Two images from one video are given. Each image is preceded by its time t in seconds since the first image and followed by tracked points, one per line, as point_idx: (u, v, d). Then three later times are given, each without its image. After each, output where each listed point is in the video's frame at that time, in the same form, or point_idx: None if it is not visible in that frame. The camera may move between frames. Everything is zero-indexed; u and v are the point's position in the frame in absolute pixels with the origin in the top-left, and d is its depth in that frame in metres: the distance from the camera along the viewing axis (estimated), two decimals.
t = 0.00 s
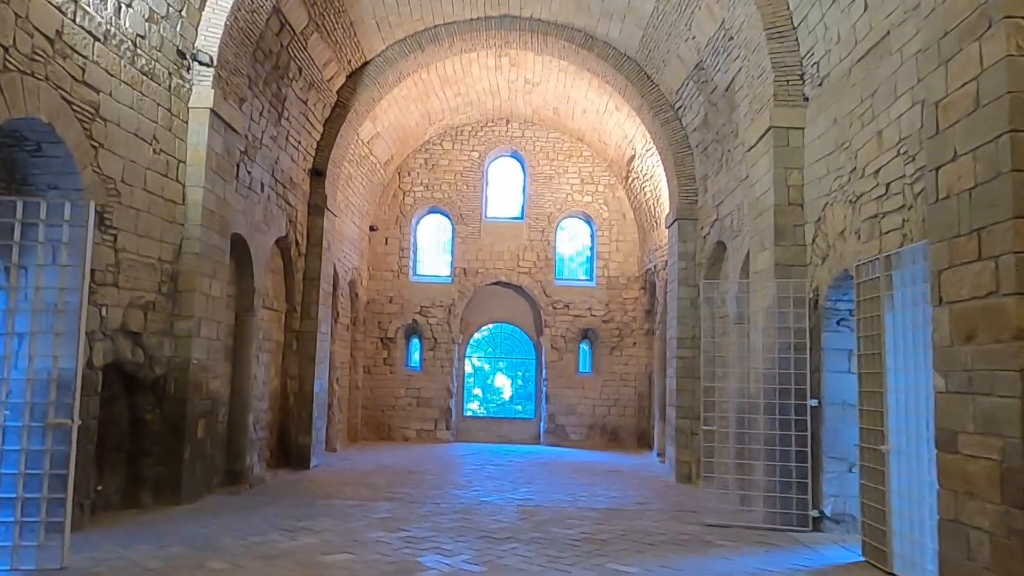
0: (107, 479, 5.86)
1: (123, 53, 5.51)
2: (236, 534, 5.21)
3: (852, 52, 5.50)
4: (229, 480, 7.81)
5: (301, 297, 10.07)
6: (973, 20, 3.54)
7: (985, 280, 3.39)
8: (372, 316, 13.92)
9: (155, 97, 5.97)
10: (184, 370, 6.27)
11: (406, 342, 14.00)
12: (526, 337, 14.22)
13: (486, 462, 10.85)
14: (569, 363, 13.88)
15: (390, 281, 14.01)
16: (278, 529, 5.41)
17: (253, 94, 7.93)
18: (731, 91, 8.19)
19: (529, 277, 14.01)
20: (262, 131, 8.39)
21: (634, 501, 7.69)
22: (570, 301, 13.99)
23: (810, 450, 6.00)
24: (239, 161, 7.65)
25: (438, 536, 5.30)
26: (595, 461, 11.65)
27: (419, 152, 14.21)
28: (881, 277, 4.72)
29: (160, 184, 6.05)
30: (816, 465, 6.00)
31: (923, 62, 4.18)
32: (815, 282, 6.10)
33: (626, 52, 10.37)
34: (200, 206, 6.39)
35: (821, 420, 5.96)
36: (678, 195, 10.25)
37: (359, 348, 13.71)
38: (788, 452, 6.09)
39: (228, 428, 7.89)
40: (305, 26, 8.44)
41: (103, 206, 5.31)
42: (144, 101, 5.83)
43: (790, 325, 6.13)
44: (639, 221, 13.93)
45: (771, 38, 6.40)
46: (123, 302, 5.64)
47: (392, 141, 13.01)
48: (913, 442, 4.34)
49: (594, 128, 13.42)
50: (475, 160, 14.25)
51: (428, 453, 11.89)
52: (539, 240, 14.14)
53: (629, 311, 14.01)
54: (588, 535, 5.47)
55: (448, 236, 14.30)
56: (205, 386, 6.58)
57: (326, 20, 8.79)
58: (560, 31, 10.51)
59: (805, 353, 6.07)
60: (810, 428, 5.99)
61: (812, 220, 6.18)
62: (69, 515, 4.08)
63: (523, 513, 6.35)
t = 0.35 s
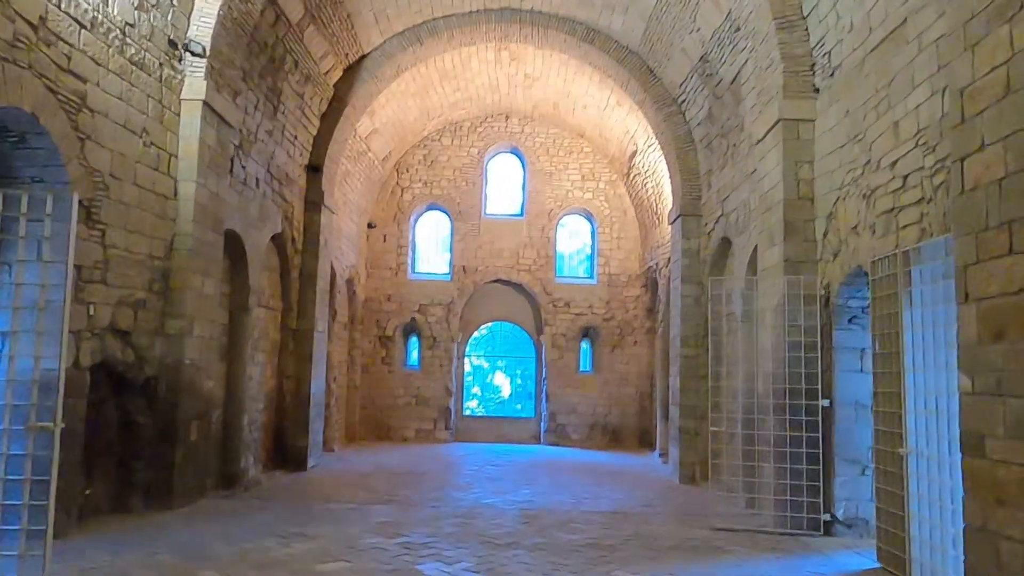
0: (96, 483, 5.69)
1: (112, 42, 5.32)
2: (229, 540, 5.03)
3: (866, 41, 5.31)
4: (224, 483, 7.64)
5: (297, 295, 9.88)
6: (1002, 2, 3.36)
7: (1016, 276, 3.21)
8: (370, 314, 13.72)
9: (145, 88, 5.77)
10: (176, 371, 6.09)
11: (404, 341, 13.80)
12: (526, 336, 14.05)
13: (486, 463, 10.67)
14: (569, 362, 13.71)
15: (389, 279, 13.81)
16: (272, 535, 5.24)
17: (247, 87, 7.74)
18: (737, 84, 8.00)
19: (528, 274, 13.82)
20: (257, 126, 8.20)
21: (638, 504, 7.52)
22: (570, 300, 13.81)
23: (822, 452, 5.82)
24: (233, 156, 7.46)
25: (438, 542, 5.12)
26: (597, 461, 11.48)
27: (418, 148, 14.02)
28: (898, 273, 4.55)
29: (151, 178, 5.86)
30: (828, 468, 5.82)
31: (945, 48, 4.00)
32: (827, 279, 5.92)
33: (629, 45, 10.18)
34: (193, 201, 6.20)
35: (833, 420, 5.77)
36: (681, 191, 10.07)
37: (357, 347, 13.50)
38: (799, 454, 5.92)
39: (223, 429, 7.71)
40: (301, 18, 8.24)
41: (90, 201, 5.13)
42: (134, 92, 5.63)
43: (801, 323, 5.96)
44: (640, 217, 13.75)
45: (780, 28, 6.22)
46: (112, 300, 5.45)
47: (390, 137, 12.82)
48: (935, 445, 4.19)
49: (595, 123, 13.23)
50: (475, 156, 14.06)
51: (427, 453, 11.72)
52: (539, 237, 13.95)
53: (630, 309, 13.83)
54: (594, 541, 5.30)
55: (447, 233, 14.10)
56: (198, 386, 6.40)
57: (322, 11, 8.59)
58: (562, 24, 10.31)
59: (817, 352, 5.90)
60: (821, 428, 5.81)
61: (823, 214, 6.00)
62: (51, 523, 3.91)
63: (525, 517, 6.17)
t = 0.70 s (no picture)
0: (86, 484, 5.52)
1: (102, 29, 5.15)
2: (222, 544, 4.87)
3: (879, 33, 5.18)
4: (218, 483, 7.47)
5: (293, 292, 9.71)
6: None
7: None
8: (366, 312, 13.54)
9: (138, 77, 5.60)
10: (169, 368, 5.92)
11: (401, 340, 13.65)
12: (524, 335, 13.89)
13: (485, 463, 10.52)
14: (568, 361, 13.57)
15: (386, 277, 13.65)
16: (268, 538, 5.08)
17: (243, 79, 7.57)
18: (742, 79, 7.87)
19: (527, 273, 13.68)
20: (253, 119, 8.03)
21: (641, 505, 7.38)
22: (569, 298, 13.67)
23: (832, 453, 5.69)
24: (228, 149, 7.30)
25: (439, 546, 4.97)
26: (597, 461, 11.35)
27: (416, 144, 13.85)
28: (915, 270, 4.42)
29: (143, 171, 5.70)
30: (837, 469, 5.69)
31: (967, 37, 3.87)
32: (836, 277, 5.78)
33: (631, 40, 10.04)
34: (186, 194, 6.03)
35: (844, 420, 5.63)
36: (683, 188, 9.93)
37: (353, 346, 13.34)
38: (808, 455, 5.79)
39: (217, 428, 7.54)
40: (298, 10, 8.07)
41: (79, 192, 4.96)
42: (125, 82, 5.47)
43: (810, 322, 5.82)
44: (640, 216, 13.62)
45: (789, 20, 6.09)
46: (102, 295, 5.29)
47: (387, 133, 12.66)
48: (953, 447, 4.09)
49: (595, 120, 13.09)
50: (473, 153, 13.91)
51: (424, 453, 11.56)
52: (538, 235, 13.81)
53: (630, 308, 13.70)
54: (598, 544, 5.15)
55: (445, 231, 13.94)
56: (191, 385, 6.23)
57: (320, 3, 8.43)
58: (562, 18, 10.16)
59: (827, 351, 5.76)
60: (831, 428, 5.66)
61: (833, 211, 5.87)
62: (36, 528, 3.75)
63: (527, 520, 6.02)
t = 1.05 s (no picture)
0: (80, 491, 5.33)
1: (98, 20, 4.98)
2: (221, 553, 4.69)
3: (899, 25, 5.03)
4: (215, 488, 7.29)
5: (292, 293, 9.53)
6: None
7: None
8: (365, 314, 13.36)
9: (134, 71, 5.43)
10: (165, 371, 5.74)
11: (400, 341, 13.48)
12: (525, 336, 13.72)
13: (487, 467, 10.35)
14: (569, 364, 13.40)
15: (385, 278, 13.47)
16: (268, 547, 4.90)
17: (241, 75, 7.40)
18: (751, 75, 7.71)
19: (528, 274, 13.51)
20: (252, 116, 7.85)
21: (648, 511, 7.22)
22: (571, 300, 13.50)
23: (848, 459, 5.53)
24: (226, 146, 7.12)
25: (446, 555, 4.80)
26: (599, 465, 11.18)
27: (415, 144, 13.69)
28: (941, 269, 4.27)
29: (139, 167, 5.52)
30: (854, 475, 5.53)
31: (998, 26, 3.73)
32: (852, 277, 5.63)
33: (635, 38, 9.88)
34: (184, 192, 5.86)
35: (860, 425, 5.47)
36: (689, 188, 9.78)
37: (352, 348, 13.15)
38: (823, 460, 5.63)
39: (214, 432, 7.36)
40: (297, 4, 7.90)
41: (72, 188, 4.79)
42: (122, 75, 5.30)
43: (825, 323, 5.67)
44: (642, 216, 13.47)
45: (802, 14, 5.94)
46: (97, 295, 5.11)
47: (387, 132, 12.49)
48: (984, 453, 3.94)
49: (597, 120, 12.94)
50: (473, 153, 13.74)
51: (424, 456, 11.38)
52: (539, 236, 13.65)
53: (631, 310, 13.54)
54: (610, 553, 4.99)
55: (444, 232, 13.78)
56: (189, 387, 6.05)
57: None
58: (566, 15, 10.00)
59: (843, 353, 5.61)
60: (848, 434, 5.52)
61: (848, 209, 5.72)
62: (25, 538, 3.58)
63: (535, 527, 5.85)
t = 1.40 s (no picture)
0: (69, 495, 5.18)
1: (88, 10, 4.84)
2: (214, 560, 4.55)
3: (911, 17, 4.91)
4: (209, 492, 7.14)
5: (288, 293, 9.38)
6: None
7: None
8: (362, 314, 13.21)
9: (126, 63, 5.29)
10: (157, 372, 5.59)
11: (398, 342, 13.34)
12: (524, 337, 13.58)
13: (486, 469, 10.20)
14: (569, 365, 13.26)
15: (382, 278, 13.32)
16: (263, 553, 4.76)
17: (237, 70, 7.25)
18: (755, 72, 7.59)
19: (527, 274, 13.37)
20: (247, 112, 7.71)
21: (650, 514, 7.09)
22: (570, 301, 13.37)
23: (858, 462, 5.40)
24: (221, 142, 6.97)
25: (446, 562, 4.65)
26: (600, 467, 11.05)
27: (413, 143, 13.55)
28: (958, 266, 4.15)
29: (131, 162, 5.37)
30: (864, 479, 5.40)
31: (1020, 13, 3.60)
32: (861, 275, 5.51)
33: (636, 35, 9.75)
34: (177, 188, 5.71)
35: (870, 428, 5.35)
36: (691, 187, 9.66)
37: (348, 349, 13.00)
38: (832, 463, 5.50)
39: (208, 434, 7.21)
40: None
41: (60, 183, 4.64)
42: (113, 67, 5.15)
43: (834, 323, 5.55)
44: (642, 216, 13.34)
45: (810, 8, 5.81)
46: (87, 294, 4.96)
47: (385, 131, 12.35)
48: (1004, 457, 3.81)
49: (597, 119, 12.80)
50: (472, 152, 13.61)
51: (422, 459, 11.24)
52: (538, 236, 13.51)
53: (631, 311, 13.41)
54: (615, 559, 4.86)
55: (442, 232, 13.63)
56: (182, 389, 5.90)
57: None
58: (566, 13, 9.87)
59: (852, 354, 5.48)
60: (857, 437, 5.39)
61: (857, 207, 5.60)
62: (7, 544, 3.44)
63: (537, 531, 5.72)
